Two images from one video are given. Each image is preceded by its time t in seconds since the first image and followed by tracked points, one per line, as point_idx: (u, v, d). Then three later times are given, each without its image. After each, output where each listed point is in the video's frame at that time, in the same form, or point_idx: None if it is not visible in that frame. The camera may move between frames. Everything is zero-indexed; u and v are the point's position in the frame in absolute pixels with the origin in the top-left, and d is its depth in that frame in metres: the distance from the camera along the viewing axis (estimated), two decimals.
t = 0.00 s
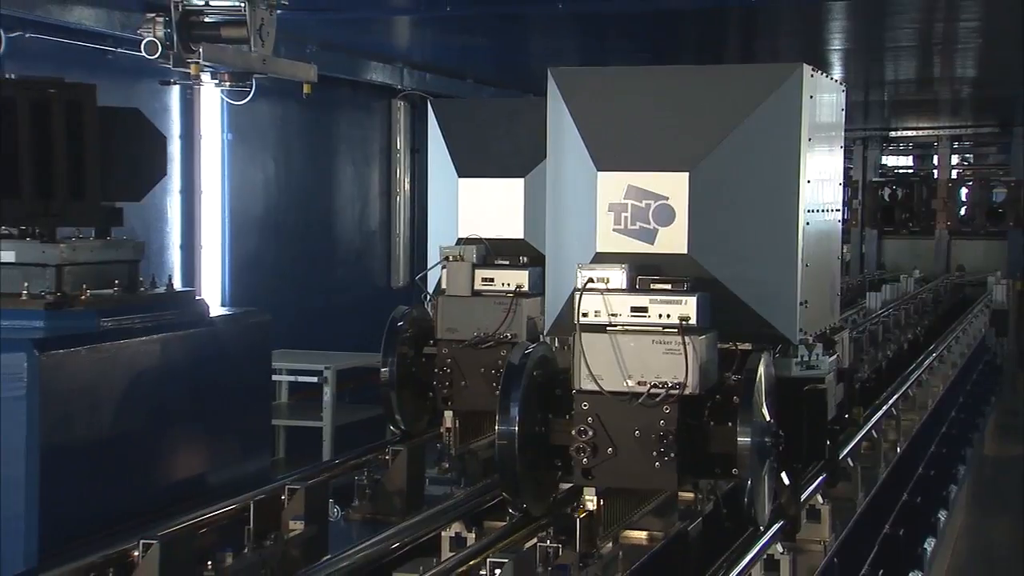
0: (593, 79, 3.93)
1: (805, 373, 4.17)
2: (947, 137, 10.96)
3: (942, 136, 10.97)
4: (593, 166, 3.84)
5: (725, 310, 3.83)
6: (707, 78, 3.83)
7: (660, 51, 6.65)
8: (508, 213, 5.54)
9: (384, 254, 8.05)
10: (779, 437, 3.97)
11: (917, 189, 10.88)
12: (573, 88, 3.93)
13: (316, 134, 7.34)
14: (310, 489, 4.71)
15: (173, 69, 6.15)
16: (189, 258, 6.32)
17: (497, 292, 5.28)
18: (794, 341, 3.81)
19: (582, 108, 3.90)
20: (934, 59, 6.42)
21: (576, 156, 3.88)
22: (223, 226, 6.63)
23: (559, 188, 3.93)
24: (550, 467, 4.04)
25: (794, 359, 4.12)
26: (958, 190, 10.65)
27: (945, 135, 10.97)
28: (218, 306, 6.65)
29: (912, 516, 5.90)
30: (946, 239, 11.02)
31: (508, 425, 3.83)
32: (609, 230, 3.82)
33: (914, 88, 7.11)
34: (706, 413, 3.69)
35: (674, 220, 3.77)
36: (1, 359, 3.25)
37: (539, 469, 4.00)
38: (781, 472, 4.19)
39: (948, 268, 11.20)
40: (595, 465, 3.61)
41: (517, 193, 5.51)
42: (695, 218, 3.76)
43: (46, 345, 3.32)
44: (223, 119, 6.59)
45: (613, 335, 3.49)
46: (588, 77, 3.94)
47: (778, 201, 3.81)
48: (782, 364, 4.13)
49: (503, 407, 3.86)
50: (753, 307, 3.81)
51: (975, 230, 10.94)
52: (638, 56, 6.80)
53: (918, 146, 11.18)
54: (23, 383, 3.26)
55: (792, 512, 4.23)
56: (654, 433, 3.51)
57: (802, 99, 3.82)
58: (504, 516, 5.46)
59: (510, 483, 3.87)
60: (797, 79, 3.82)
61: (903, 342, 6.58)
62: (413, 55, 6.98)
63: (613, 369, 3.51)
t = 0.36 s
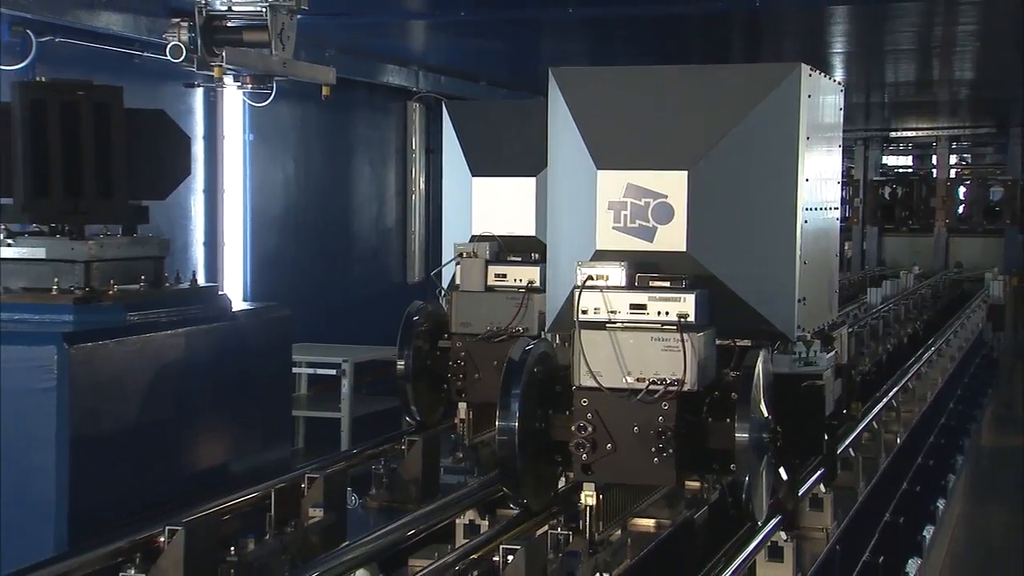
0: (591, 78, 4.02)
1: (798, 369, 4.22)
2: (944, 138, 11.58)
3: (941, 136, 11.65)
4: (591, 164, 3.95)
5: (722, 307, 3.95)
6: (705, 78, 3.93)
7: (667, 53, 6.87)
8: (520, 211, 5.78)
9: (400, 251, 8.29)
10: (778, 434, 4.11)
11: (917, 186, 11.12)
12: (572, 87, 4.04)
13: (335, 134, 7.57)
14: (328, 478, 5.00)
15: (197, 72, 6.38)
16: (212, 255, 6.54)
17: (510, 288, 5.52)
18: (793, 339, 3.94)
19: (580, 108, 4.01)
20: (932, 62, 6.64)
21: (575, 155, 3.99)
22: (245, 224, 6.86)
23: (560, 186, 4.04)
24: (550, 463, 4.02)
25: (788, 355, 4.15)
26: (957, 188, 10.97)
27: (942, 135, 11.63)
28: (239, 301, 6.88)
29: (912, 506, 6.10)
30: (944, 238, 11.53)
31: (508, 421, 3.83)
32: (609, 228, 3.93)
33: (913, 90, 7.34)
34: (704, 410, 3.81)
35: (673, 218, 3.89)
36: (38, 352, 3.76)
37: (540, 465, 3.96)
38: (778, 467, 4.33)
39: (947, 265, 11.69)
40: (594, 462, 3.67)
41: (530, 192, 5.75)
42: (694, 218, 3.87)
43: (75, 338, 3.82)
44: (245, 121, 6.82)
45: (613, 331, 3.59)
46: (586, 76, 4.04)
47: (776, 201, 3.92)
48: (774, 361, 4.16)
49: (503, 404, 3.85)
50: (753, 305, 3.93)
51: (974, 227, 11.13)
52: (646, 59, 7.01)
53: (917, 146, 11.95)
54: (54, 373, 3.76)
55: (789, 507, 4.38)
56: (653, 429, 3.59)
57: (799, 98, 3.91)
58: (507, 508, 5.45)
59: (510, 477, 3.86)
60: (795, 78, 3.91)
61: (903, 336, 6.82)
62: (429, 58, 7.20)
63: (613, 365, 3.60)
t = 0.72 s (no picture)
0: (591, 78, 4.09)
1: (797, 365, 4.41)
2: (943, 137, 11.92)
3: (939, 135, 11.96)
4: (590, 163, 4.02)
5: (721, 303, 4.03)
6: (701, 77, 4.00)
7: (672, 55, 7.09)
8: (532, 207, 6.00)
9: (415, 247, 8.54)
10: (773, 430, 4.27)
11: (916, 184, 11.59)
12: (571, 86, 4.10)
13: (352, 134, 7.81)
14: (345, 466, 5.26)
15: (219, 74, 6.62)
16: (235, 251, 6.78)
17: (521, 282, 5.72)
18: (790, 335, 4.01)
19: (580, 107, 4.08)
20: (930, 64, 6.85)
21: (575, 153, 4.06)
22: (266, 221, 7.09)
23: (559, 185, 4.12)
24: (549, 458, 4.16)
25: (783, 350, 4.35)
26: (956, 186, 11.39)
27: (942, 135, 11.95)
28: (261, 296, 7.12)
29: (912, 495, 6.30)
30: (943, 236, 11.88)
31: (507, 418, 3.93)
32: (608, 225, 4.01)
33: (912, 91, 7.56)
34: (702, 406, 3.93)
35: (672, 215, 3.96)
36: (65, 343, 3.65)
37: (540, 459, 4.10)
38: (777, 461, 4.39)
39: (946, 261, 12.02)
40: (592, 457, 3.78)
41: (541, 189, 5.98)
42: (693, 216, 3.95)
43: (103, 331, 3.75)
44: (266, 121, 7.06)
45: (611, 328, 3.67)
46: (586, 76, 4.11)
47: (773, 199, 4.00)
48: (773, 357, 4.36)
49: (503, 399, 3.95)
50: (750, 302, 4.01)
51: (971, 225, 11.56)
52: (652, 61, 7.22)
53: (916, 145, 12.22)
54: (84, 365, 3.67)
55: (787, 501, 4.44)
56: (651, 425, 3.69)
57: (797, 97, 4.01)
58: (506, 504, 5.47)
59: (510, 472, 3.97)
60: (793, 78, 4.01)
61: (903, 329, 7.04)
62: (442, 60, 7.43)
63: (612, 362, 3.69)
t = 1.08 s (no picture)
0: (591, 76, 4.05)
1: (794, 362, 4.62)
2: (943, 137, 12.22)
3: (939, 135, 12.26)
4: (589, 162, 3.98)
5: (718, 301, 4.00)
6: (700, 73, 3.96)
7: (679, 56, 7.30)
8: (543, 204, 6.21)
9: (430, 245, 8.77)
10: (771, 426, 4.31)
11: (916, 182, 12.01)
12: (571, 85, 4.06)
13: (369, 134, 8.04)
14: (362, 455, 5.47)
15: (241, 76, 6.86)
16: (255, 248, 7.02)
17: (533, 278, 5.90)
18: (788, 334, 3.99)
19: (580, 106, 4.03)
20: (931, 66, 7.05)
21: (575, 151, 4.02)
22: (286, 218, 7.32)
23: (559, 184, 4.08)
24: (549, 454, 4.13)
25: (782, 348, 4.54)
26: (954, 184, 11.66)
27: (942, 135, 12.24)
28: (281, 290, 7.35)
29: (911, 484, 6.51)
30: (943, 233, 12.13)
31: (506, 415, 3.90)
32: (606, 223, 3.97)
33: (913, 92, 7.78)
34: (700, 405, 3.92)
35: (671, 212, 3.92)
36: (94, 337, 4.12)
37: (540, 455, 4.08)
38: (774, 459, 4.42)
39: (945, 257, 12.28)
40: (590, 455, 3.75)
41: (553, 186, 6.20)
42: (689, 213, 3.91)
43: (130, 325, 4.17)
44: (286, 122, 7.29)
45: (609, 327, 3.65)
46: (586, 75, 4.07)
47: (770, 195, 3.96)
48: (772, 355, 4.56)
49: (502, 395, 3.92)
50: (747, 300, 3.99)
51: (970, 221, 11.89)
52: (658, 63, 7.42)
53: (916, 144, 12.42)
54: (111, 358, 4.12)
55: (783, 498, 4.48)
56: (648, 421, 3.65)
57: (795, 93, 3.96)
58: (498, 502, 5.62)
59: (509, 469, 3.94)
60: (790, 75, 3.98)
61: (903, 324, 7.24)
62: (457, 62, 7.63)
63: (610, 360, 3.66)
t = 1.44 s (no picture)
0: (589, 78, 4.20)
1: (791, 359, 4.63)
2: (943, 138, 12.32)
3: (939, 136, 12.35)
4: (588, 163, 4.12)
5: (716, 298, 4.13)
6: (699, 77, 4.10)
7: (683, 59, 7.51)
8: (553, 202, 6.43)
9: (444, 244, 9.00)
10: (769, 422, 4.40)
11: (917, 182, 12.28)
12: (571, 87, 4.21)
13: (386, 135, 8.27)
14: (380, 445, 5.60)
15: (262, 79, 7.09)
16: (276, 245, 7.26)
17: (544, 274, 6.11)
18: (784, 330, 4.13)
19: (579, 107, 4.18)
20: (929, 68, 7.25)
21: (574, 152, 4.17)
22: (304, 216, 7.56)
23: (560, 182, 4.23)
24: (547, 453, 4.09)
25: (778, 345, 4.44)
26: (953, 184, 12.09)
27: (942, 135, 12.33)
28: (300, 286, 7.57)
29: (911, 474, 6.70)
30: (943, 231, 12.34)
31: (503, 414, 3.85)
32: (605, 222, 4.11)
33: (912, 93, 7.97)
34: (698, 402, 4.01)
35: (668, 212, 4.05)
36: (120, 331, 4.36)
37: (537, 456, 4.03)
38: (772, 456, 4.48)
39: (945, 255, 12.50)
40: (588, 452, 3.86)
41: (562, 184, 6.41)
42: (687, 211, 4.04)
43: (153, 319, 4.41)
44: (305, 123, 7.53)
45: (607, 325, 3.81)
46: (585, 77, 4.21)
47: (768, 194, 4.10)
48: (769, 352, 4.48)
49: (500, 394, 3.86)
50: (744, 297, 4.12)
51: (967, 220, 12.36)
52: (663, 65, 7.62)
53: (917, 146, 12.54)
54: (136, 350, 4.35)
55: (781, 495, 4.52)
56: (645, 420, 3.77)
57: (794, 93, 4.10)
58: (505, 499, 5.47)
59: (506, 469, 3.88)
60: (789, 76, 4.11)
61: (904, 320, 7.44)
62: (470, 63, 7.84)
63: (608, 358, 3.81)
